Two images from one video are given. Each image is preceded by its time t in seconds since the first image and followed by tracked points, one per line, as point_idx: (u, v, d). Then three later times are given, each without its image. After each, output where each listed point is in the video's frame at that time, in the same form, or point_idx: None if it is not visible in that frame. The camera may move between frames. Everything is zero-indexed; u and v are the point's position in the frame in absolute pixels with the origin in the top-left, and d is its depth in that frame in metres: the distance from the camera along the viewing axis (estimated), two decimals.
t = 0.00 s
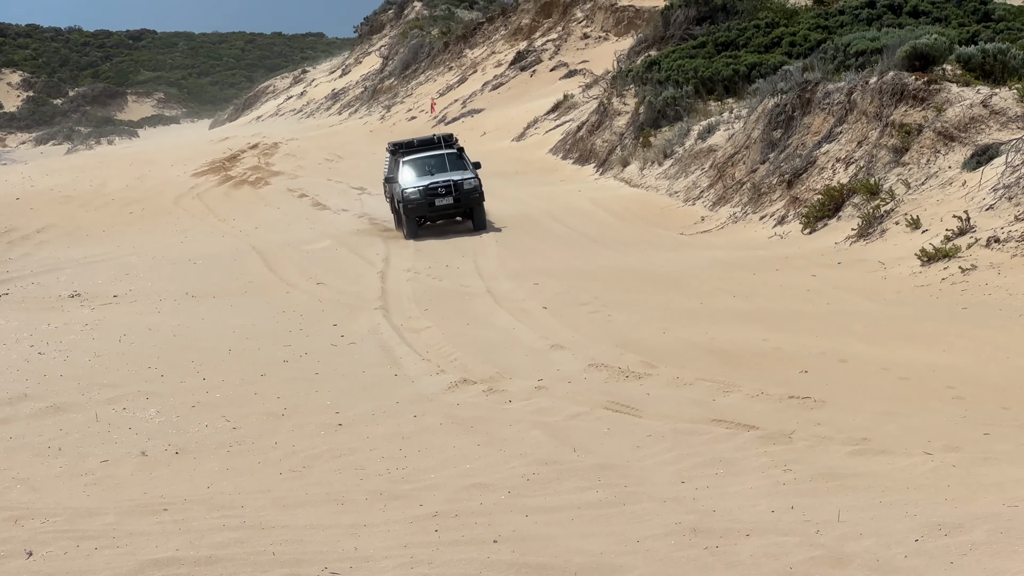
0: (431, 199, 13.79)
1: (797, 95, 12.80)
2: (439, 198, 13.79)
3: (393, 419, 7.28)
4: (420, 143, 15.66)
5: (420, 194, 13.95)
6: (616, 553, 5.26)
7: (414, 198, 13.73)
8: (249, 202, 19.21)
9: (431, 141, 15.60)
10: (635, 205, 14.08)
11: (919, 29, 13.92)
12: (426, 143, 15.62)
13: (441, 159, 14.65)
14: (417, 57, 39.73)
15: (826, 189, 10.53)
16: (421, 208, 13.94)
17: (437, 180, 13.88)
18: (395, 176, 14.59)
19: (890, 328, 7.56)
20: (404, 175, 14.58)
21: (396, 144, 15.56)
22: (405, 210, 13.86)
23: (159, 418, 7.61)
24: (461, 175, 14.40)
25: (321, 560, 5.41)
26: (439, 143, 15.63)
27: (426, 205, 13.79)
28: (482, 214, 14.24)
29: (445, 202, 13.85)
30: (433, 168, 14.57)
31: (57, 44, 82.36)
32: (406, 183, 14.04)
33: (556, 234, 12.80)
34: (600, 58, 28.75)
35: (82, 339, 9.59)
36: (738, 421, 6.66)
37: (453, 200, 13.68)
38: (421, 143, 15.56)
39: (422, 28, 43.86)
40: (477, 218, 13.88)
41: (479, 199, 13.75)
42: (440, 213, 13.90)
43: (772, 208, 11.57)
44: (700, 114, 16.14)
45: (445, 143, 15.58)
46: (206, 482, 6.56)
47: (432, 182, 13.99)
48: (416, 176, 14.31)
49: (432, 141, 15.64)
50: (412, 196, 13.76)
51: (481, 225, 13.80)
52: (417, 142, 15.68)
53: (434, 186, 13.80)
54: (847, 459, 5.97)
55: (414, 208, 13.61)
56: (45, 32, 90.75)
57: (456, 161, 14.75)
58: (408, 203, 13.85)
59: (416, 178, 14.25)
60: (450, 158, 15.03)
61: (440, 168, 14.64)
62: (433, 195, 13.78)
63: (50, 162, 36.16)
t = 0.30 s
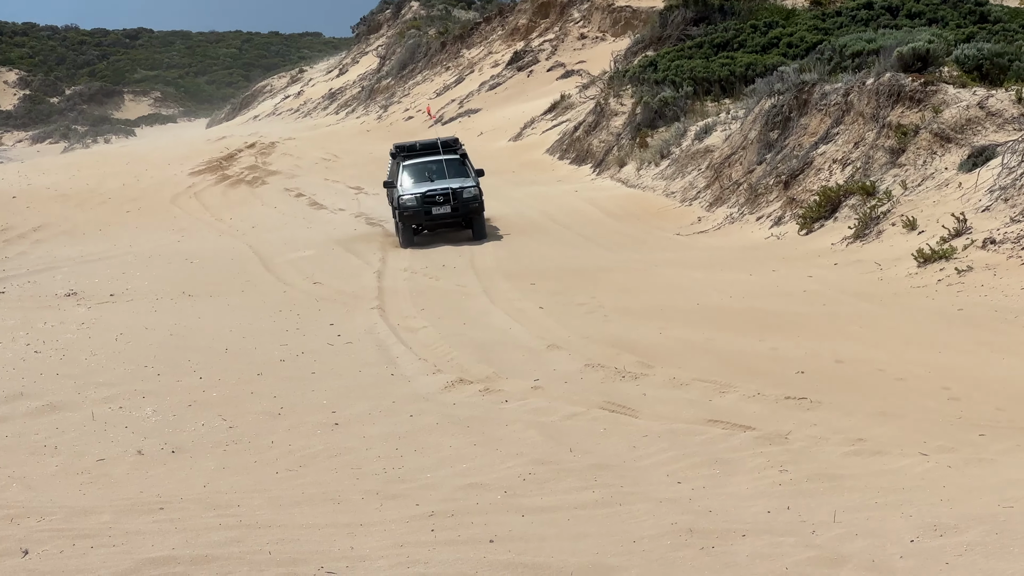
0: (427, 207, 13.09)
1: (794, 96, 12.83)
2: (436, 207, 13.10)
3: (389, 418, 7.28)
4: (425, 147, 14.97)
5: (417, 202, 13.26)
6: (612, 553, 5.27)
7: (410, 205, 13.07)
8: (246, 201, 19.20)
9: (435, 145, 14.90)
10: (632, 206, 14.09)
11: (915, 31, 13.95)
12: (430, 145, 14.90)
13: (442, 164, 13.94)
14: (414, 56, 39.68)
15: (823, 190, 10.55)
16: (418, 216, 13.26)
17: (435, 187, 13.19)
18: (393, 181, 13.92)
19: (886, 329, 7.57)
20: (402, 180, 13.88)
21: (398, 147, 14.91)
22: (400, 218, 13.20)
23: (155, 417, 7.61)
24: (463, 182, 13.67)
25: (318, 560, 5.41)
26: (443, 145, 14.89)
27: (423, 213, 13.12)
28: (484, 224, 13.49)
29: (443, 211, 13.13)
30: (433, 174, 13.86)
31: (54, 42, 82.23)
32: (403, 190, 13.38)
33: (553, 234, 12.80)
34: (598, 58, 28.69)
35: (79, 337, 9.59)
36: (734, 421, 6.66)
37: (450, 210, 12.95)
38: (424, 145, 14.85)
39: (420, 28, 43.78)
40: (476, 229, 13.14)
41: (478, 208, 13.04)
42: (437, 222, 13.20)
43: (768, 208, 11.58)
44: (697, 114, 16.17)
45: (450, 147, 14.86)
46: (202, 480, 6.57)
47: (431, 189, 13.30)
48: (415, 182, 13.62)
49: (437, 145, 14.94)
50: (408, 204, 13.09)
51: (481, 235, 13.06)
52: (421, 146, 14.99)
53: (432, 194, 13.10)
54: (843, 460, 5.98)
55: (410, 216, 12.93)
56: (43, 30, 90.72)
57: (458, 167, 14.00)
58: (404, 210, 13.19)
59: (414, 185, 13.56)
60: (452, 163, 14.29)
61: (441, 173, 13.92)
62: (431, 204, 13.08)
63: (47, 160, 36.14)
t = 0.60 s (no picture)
0: (421, 211, 12.33)
1: (791, 91, 12.84)
2: (430, 210, 12.33)
3: (385, 412, 7.28)
4: (424, 144, 14.17)
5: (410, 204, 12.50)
6: (608, 547, 5.27)
7: (403, 209, 12.33)
8: (243, 194, 19.22)
9: (435, 142, 14.07)
10: (629, 200, 14.12)
11: (912, 26, 13.98)
12: (430, 144, 14.16)
13: (439, 164, 13.20)
14: (412, 50, 39.68)
15: (820, 185, 10.57)
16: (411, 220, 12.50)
17: (428, 189, 12.42)
18: (387, 181, 13.17)
19: (882, 324, 7.58)
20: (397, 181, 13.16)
21: (396, 145, 14.20)
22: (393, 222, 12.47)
23: (151, 410, 7.60)
24: (460, 183, 12.88)
25: (313, 553, 5.40)
26: (443, 144, 14.13)
27: (416, 216, 12.36)
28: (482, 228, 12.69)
29: (437, 215, 12.36)
30: (429, 175, 13.11)
31: (50, 34, 82.17)
32: (396, 191, 12.65)
33: (550, 228, 12.82)
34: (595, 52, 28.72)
35: (75, 330, 9.59)
36: (730, 416, 6.67)
37: (444, 213, 12.16)
38: (423, 144, 14.12)
39: (418, 22, 43.77)
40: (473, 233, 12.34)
41: (474, 212, 12.25)
42: (431, 226, 12.43)
43: (765, 203, 11.62)
44: (694, 109, 16.21)
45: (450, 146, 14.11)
46: (198, 474, 6.56)
47: (425, 191, 12.55)
48: (410, 184, 12.89)
49: (437, 142, 14.12)
50: (400, 207, 12.35)
51: (478, 240, 12.26)
52: (421, 143, 14.20)
53: (425, 196, 12.33)
54: (839, 454, 5.99)
55: (401, 220, 12.18)
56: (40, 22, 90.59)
57: (456, 167, 13.23)
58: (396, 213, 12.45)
59: (408, 186, 12.83)
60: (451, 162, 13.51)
61: (438, 174, 13.17)
62: (424, 207, 12.32)
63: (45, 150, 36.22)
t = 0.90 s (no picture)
0: (412, 213, 11.76)
1: (789, 84, 12.83)
2: (421, 212, 11.76)
3: (381, 405, 7.27)
4: (417, 143, 13.58)
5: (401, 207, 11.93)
6: (604, 540, 5.26)
7: (393, 211, 11.77)
8: (240, 186, 19.23)
9: (428, 141, 13.45)
10: (626, 193, 14.12)
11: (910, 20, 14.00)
12: (423, 143, 13.59)
13: (432, 164, 12.63)
14: (410, 42, 39.62)
15: (818, 178, 10.57)
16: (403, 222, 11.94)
17: (420, 191, 11.85)
18: (379, 184, 12.60)
19: (879, 317, 7.58)
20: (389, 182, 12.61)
21: (388, 144, 13.65)
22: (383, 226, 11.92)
23: (147, 401, 7.60)
24: (453, 183, 12.30)
25: (309, 545, 5.39)
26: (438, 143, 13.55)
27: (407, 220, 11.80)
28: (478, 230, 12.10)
29: (430, 217, 11.79)
30: (422, 175, 12.54)
31: (47, 25, 81.97)
32: (387, 194, 12.09)
33: (548, 222, 12.82)
34: (593, 45, 28.71)
35: (72, 321, 9.58)
36: (727, 409, 6.67)
37: (437, 215, 11.60)
38: (417, 143, 13.55)
39: (415, 14, 43.69)
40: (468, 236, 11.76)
41: (468, 213, 11.67)
42: (423, 230, 11.87)
43: (763, 197, 11.62)
44: (692, 103, 16.22)
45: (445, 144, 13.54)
46: (194, 465, 6.56)
47: (416, 192, 11.99)
48: (401, 185, 12.33)
49: (431, 141, 13.52)
50: (391, 210, 11.79)
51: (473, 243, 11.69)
52: (414, 142, 13.59)
53: (416, 198, 11.77)
54: (836, 448, 5.98)
55: (392, 223, 11.63)
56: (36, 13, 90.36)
57: (450, 167, 12.65)
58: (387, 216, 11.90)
59: (400, 188, 12.27)
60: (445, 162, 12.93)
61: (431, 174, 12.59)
62: (415, 209, 11.76)
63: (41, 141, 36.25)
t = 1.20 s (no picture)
0: (406, 211, 11.52)
1: (784, 74, 12.81)
2: (417, 210, 11.53)
3: (376, 393, 7.28)
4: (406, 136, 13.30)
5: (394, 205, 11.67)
6: (599, 528, 5.26)
7: (387, 210, 11.52)
8: (235, 174, 19.22)
9: (420, 135, 13.18)
10: (622, 183, 14.13)
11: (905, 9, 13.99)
12: (412, 136, 13.31)
13: (425, 159, 12.38)
14: (405, 31, 39.51)
15: (813, 168, 10.57)
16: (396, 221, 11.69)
17: (414, 187, 11.64)
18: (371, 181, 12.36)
19: (873, 307, 7.59)
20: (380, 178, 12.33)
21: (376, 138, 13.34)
22: (376, 225, 11.66)
23: (141, 389, 7.61)
24: (448, 179, 12.06)
25: (304, 533, 5.39)
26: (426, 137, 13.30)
27: (402, 217, 11.59)
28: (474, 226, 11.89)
29: (424, 215, 11.55)
30: (414, 171, 12.28)
31: (42, 12, 81.67)
32: (380, 191, 11.86)
33: (543, 212, 12.83)
34: (589, 35, 28.66)
35: (66, 309, 9.59)
36: (722, 399, 6.67)
37: (433, 212, 11.37)
38: (405, 137, 13.27)
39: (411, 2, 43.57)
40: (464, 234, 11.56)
41: (465, 210, 11.47)
42: (419, 227, 11.63)
43: (758, 186, 11.62)
44: (687, 92, 16.22)
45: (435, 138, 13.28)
46: (190, 453, 6.57)
47: (411, 189, 11.75)
48: (393, 182, 12.06)
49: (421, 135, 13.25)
50: (384, 208, 11.53)
51: (471, 240, 11.49)
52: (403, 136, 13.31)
53: (411, 196, 11.52)
54: (830, 438, 5.99)
55: (386, 222, 11.38)
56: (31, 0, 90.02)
57: (442, 162, 12.41)
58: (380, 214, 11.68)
59: (392, 185, 12.00)
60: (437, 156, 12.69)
61: (423, 169, 12.33)
62: (409, 206, 11.51)
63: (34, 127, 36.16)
